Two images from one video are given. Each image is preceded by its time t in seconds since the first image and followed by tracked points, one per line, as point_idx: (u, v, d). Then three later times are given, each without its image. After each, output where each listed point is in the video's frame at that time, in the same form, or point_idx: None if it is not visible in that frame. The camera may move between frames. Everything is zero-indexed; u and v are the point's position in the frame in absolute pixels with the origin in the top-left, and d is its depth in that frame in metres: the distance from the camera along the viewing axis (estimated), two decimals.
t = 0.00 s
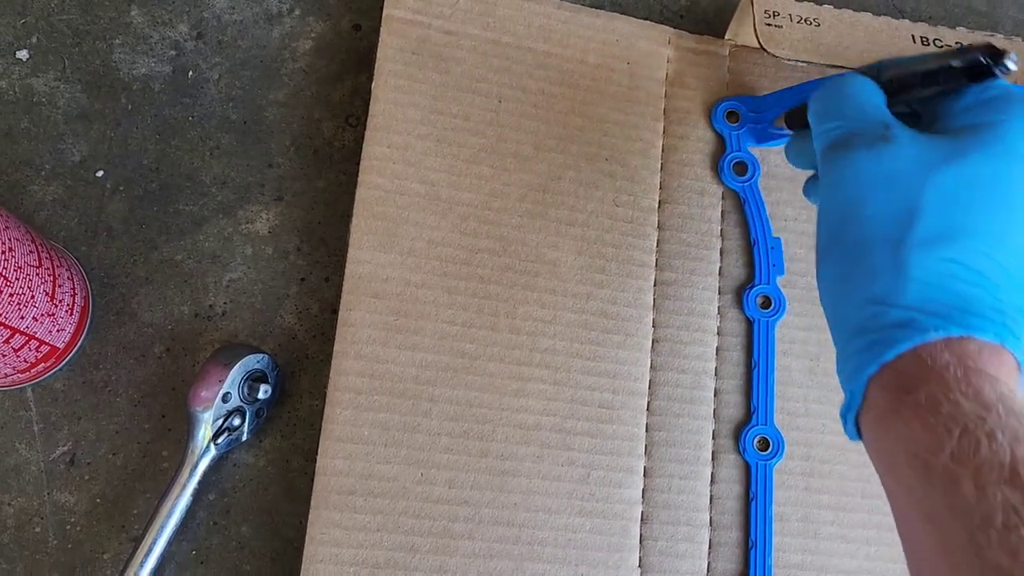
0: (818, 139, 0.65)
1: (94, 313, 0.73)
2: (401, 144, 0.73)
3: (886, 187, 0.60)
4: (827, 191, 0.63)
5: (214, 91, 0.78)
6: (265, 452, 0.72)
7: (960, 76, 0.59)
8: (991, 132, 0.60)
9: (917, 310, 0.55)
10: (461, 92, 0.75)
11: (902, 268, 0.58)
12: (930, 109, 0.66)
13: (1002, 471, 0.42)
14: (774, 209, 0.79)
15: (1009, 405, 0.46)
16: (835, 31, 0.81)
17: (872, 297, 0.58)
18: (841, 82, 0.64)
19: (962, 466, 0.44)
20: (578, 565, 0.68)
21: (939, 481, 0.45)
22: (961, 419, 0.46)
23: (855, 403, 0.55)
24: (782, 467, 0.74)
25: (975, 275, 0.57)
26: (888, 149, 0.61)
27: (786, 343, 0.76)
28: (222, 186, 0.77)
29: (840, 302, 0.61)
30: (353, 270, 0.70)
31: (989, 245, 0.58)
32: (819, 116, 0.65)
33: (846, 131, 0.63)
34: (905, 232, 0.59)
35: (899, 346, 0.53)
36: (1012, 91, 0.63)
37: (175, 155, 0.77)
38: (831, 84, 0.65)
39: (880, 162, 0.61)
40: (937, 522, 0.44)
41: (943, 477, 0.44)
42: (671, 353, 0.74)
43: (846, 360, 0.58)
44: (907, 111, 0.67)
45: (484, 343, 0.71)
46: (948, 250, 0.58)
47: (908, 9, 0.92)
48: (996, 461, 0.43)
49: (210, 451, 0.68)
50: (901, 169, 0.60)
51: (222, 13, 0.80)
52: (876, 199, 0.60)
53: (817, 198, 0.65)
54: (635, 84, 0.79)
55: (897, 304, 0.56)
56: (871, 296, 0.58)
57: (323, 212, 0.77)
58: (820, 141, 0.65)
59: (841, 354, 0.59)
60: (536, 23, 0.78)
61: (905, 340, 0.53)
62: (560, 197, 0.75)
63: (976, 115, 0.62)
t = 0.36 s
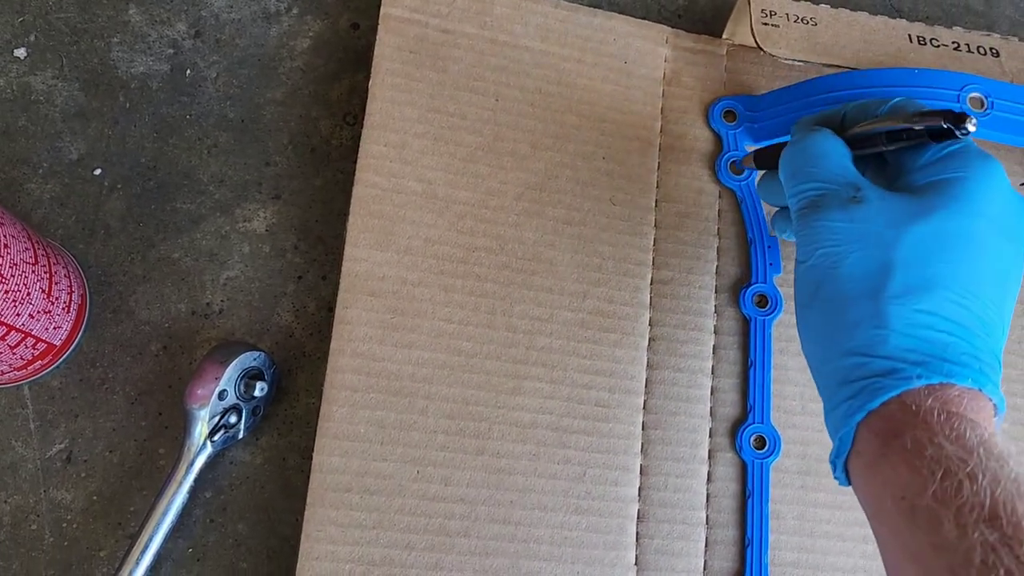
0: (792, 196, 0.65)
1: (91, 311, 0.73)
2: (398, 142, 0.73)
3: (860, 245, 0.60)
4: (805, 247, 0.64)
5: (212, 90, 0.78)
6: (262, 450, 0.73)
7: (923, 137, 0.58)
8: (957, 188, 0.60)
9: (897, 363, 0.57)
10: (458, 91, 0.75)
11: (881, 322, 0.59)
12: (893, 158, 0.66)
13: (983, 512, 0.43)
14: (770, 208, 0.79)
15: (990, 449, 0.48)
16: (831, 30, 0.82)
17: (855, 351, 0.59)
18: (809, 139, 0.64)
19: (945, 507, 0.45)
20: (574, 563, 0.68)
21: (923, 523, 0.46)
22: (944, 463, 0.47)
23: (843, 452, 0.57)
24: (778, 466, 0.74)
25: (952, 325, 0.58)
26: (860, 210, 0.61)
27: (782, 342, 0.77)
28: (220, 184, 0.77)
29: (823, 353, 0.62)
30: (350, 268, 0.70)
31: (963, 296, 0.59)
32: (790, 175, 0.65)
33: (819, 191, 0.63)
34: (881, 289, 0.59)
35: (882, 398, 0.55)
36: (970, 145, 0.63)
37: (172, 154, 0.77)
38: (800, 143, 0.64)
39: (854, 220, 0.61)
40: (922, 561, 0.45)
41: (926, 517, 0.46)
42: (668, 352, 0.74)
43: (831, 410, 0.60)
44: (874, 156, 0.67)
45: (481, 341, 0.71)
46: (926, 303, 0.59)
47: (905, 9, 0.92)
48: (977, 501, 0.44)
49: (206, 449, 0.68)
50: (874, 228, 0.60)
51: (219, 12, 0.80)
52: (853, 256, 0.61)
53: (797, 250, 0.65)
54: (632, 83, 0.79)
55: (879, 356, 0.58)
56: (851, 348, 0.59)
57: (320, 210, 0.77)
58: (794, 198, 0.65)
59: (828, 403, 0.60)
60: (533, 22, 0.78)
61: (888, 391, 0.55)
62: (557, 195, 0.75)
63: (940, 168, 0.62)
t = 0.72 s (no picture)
0: (783, 189, 0.66)
1: (90, 309, 0.73)
2: (398, 140, 0.73)
3: (852, 230, 0.61)
4: (799, 236, 0.65)
5: (211, 87, 0.78)
6: (262, 448, 0.72)
7: (906, 121, 0.59)
8: (946, 168, 0.60)
9: (893, 344, 0.57)
10: (457, 89, 0.75)
11: (875, 304, 0.59)
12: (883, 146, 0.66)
13: (984, 492, 0.44)
14: (770, 207, 0.79)
15: (990, 429, 0.48)
16: (831, 29, 0.82)
17: (851, 334, 0.59)
18: (797, 132, 0.65)
19: (946, 487, 0.45)
20: (574, 562, 0.68)
21: (924, 504, 0.46)
22: (944, 443, 0.47)
23: (846, 435, 0.57)
24: (778, 464, 0.74)
25: (948, 303, 0.58)
26: (850, 196, 0.61)
27: (782, 341, 0.77)
28: (219, 182, 0.76)
29: (821, 339, 0.62)
30: (349, 266, 0.69)
31: (959, 273, 0.59)
32: (781, 168, 0.66)
33: (809, 181, 0.63)
34: (874, 271, 0.59)
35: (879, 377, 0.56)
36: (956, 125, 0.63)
37: (170, 151, 0.77)
38: (788, 136, 0.65)
39: (845, 207, 0.61)
40: (924, 542, 0.45)
41: (928, 498, 0.46)
42: (668, 350, 0.74)
43: (832, 394, 0.60)
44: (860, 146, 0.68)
45: (481, 340, 0.71)
46: (920, 282, 0.58)
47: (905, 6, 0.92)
48: (978, 481, 0.44)
49: (205, 447, 0.68)
50: (864, 212, 0.60)
51: (218, 9, 0.80)
52: (846, 241, 0.61)
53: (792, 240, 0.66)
54: (632, 81, 0.79)
55: (875, 337, 0.58)
56: (848, 331, 0.60)
57: (320, 208, 0.77)
58: (786, 191, 0.66)
59: (829, 388, 0.61)
60: (532, 20, 0.78)
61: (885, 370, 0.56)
62: (557, 194, 0.75)
63: (925, 150, 0.62)
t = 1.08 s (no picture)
0: (792, 176, 0.65)
1: (83, 304, 0.73)
2: (392, 134, 0.72)
3: (863, 223, 0.60)
4: (811, 227, 0.64)
5: (204, 81, 0.78)
6: (256, 443, 0.72)
7: (922, 112, 0.60)
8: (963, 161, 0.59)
9: (903, 339, 0.57)
10: (452, 82, 0.75)
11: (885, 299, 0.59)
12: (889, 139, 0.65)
13: (995, 489, 0.43)
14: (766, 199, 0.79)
15: (1001, 427, 0.48)
16: (826, 21, 0.82)
17: (861, 328, 0.59)
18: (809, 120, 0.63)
19: (957, 485, 0.45)
20: (570, 556, 0.68)
21: (934, 500, 0.46)
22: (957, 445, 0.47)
23: (853, 430, 0.57)
24: (773, 457, 0.74)
25: (962, 302, 0.58)
26: (863, 185, 0.61)
27: (777, 333, 0.76)
28: (212, 176, 0.76)
29: (830, 333, 0.62)
30: (344, 260, 0.69)
31: (974, 273, 0.59)
32: (791, 157, 0.64)
33: (820, 169, 0.62)
34: (886, 264, 0.59)
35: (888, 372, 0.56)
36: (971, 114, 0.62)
37: (164, 145, 0.76)
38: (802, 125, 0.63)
39: (858, 199, 0.61)
40: (931, 537, 0.45)
41: (938, 495, 0.46)
42: (663, 343, 0.74)
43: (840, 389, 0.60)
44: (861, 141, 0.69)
45: (476, 334, 0.70)
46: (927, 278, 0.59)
47: None
48: (989, 479, 0.44)
49: (200, 442, 0.68)
50: (878, 204, 0.60)
51: (211, 2, 0.79)
52: (857, 234, 0.61)
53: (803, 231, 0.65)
54: (627, 74, 0.78)
55: (885, 332, 0.58)
56: (860, 325, 0.59)
57: (314, 202, 0.77)
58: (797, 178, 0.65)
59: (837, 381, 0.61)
60: (527, 12, 0.77)
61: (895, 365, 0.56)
62: (552, 187, 0.75)
63: (943, 144, 0.60)
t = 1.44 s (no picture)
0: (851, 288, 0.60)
1: (66, 291, 0.73)
2: (376, 119, 0.72)
3: (940, 356, 0.56)
4: (873, 351, 0.59)
5: (187, 68, 0.77)
6: (241, 429, 0.72)
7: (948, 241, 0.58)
8: None
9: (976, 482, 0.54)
10: (436, 67, 0.74)
11: (960, 437, 0.55)
12: (959, 259, 0.60)
13: None
14: (751, 184, 0.79)
15: None
16: (811, 5, 0.82)
17: (925, 465, 0.56)
18: (876, 231, 0.58)
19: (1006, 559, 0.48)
20: (555, 539, 0.68)
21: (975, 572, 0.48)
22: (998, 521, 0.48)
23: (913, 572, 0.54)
24: (759, 440, 0.74)
25: (996, 440, 0.55)
26: (935, 315, 0.56)
27: (763, 317, 0.76)
28: (196, 163, 0.76)
29: (888, 467, 0.58)
30: (327, 245, 0.69)
31: (1002, 398, 0.56)
32: (852, 264, 0.59)
33: (890, 289, 0.58)
34: (961, 402, 0.55)
35: (963, 519, 0.52)
36: None
37: (147, 133, 0.76)
38: (861, 234, 0.59)
39: (929, 327, 0.56)
40: None
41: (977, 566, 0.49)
42: (648, 328, 0.74)
43: (899, 527, 0.56)
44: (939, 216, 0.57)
45: (461, 318, 0.70)
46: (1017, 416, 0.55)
47: None
48: None
49: (184, 427, 0.67)
50: (948, 339, 0.56)
51: None
52: (931, 370, 0.57)
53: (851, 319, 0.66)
54: (612, 59, 0.78)
55: (955, 472, 0.54)
56: (922, 465, 0.56)
57: (299, 188, 0.77)
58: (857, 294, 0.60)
59: (894, 520, 0.57)
60: None
61: (970, 512, 0.52)
62: (536, 171, 0.75)
63: (1006, 272, 0.56)
